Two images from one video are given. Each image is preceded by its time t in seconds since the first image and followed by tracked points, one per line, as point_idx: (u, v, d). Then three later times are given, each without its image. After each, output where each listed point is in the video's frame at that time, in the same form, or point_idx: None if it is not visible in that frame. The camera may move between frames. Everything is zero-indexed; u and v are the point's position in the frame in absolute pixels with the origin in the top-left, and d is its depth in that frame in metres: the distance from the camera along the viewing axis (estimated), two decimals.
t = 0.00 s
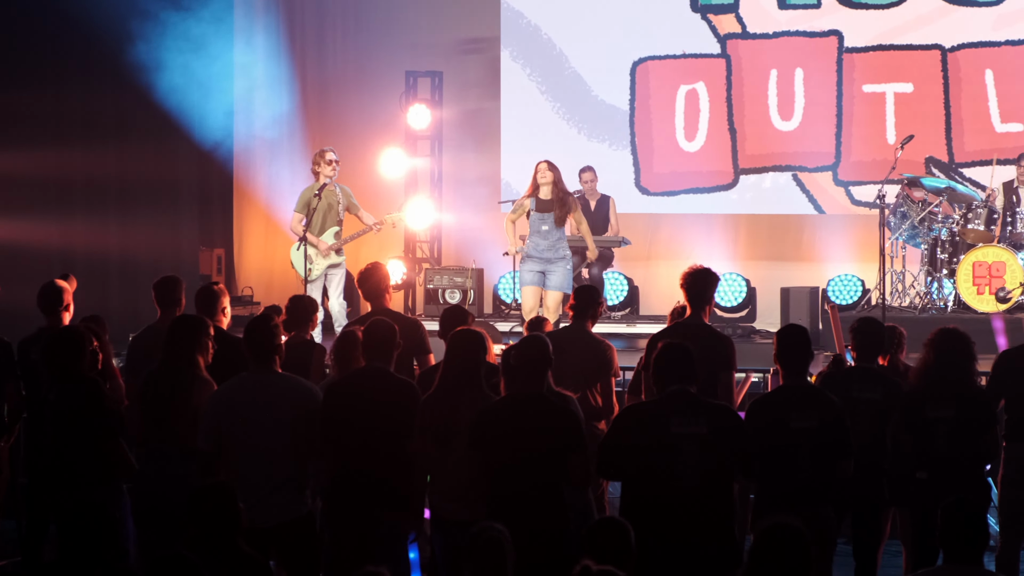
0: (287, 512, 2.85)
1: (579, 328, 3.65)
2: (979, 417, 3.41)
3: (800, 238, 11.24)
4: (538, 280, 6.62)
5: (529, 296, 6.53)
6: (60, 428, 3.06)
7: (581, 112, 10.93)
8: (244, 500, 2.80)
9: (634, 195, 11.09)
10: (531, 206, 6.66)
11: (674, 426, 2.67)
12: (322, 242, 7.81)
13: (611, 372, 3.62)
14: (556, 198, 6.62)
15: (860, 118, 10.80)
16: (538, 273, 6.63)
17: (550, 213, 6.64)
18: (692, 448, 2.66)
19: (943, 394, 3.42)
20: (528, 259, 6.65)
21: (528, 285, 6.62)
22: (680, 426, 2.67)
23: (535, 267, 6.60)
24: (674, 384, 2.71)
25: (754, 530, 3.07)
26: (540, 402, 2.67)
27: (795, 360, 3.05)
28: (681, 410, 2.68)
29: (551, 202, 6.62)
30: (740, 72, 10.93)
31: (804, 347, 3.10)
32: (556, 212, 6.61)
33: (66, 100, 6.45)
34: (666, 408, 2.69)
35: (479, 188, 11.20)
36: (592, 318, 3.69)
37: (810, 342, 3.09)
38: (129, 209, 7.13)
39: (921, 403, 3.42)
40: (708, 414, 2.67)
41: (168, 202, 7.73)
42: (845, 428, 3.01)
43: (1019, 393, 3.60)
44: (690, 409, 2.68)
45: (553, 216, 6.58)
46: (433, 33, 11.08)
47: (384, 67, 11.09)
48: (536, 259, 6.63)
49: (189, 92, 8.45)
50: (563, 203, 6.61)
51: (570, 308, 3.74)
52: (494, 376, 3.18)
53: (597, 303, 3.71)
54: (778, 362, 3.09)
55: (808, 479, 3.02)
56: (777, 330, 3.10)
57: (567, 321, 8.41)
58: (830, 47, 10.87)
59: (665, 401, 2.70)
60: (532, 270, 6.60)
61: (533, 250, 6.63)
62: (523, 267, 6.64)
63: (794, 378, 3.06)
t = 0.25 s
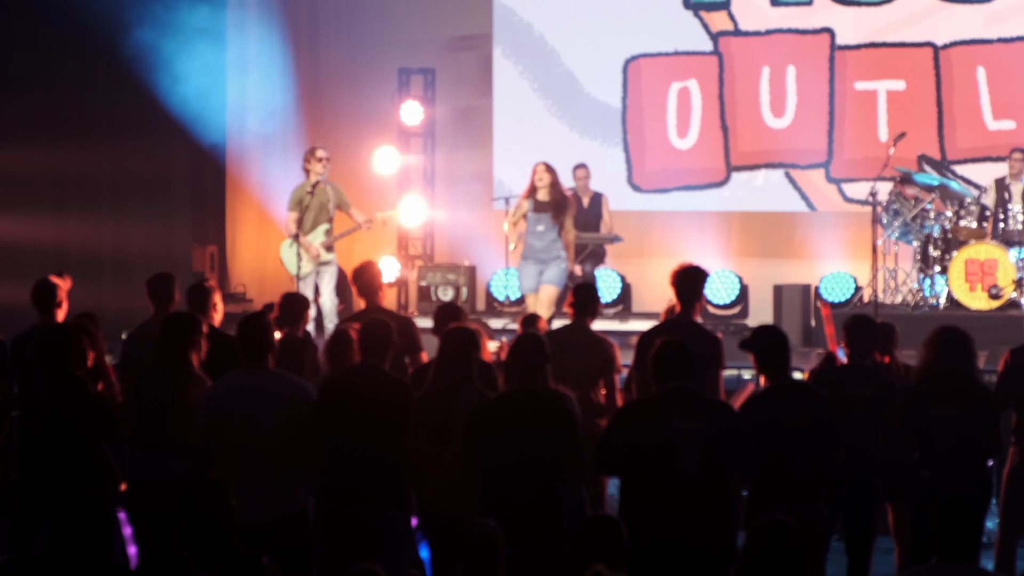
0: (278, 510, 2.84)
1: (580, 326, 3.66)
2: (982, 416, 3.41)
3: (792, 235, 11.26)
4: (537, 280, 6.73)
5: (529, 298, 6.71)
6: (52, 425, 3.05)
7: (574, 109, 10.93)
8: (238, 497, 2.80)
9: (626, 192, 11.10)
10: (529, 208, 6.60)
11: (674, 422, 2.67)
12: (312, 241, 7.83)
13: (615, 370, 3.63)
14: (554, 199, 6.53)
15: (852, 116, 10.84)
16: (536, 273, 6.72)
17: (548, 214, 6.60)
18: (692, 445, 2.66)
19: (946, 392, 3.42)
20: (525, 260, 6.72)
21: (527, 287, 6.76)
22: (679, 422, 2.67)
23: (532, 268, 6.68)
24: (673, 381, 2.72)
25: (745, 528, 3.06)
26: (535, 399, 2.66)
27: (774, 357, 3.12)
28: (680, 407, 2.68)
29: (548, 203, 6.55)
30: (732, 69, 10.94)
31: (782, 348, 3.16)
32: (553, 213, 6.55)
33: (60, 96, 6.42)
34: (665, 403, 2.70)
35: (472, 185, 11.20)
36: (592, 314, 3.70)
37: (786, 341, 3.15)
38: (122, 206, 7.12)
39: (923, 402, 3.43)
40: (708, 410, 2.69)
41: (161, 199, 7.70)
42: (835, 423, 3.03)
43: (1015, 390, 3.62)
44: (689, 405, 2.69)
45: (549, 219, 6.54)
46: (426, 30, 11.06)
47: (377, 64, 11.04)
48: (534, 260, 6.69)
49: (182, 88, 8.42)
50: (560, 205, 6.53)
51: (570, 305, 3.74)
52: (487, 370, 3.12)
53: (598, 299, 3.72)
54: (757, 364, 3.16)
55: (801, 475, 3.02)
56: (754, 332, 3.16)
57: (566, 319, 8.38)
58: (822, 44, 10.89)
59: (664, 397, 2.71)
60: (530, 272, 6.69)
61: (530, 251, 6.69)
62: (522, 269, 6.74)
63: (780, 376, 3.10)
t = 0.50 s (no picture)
0: (270, 508, 2.83)
1: (580, 321, 3.66)
2: (980, 410, 3.41)
3: (787, 231, 11.30)
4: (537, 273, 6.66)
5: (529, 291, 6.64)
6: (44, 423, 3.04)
7: (568, 106, 10.91)
8: (232, 493, 2.79)
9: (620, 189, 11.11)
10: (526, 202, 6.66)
11: (676, 418, 2.66)
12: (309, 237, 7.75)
13: (614, 365, 3.64)
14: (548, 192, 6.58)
15: (847, 112, 10.83)
16: (536, 265, 6.66)
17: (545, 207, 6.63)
18: (693, 440, 2.65)
19: (947, 387, 3.42)
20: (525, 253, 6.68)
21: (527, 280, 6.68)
22: (681, 418, 2.66)
23: (532, 261, 6.62)
24: (675, 376, 2.71)
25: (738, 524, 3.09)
26: (533, 395, 2.66)
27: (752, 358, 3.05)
28: (682, 402, 2.67)
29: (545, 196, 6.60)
30: (727, 65, 10.94)
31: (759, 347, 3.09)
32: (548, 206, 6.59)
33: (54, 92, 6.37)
34: (665, 398, 2.69)
35: (466, 181, 11.19)
36: (590, 311, 3.70)
37: (765, 342, 3.07)
38: (116, 202, 7.08)
39: (926, 394, 3.43)
40: (710, 407, 2.68)
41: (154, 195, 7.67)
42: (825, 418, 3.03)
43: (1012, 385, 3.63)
44: (690, 400, 2.68)
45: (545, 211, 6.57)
46: (419, 26, 11.05)
47: (371, 60, 11.04)
48: (533, 252, 6.66)
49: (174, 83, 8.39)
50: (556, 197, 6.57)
51: (568, 302, 3.74)
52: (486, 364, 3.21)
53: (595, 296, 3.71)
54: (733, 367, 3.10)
55: (796, 472, 3.03)
56: (727, 334, 3.09)
57: (563, 314, 8.40)
58: (816, 40, 10.90)
59: (665, 392, 2.70)
60: (530, 264, 6.63)
61: (529, 243, 6.66)
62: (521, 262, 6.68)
63: (763, 377, 3.05)
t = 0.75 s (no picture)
0: (268, 503, 2.84)
1: (576, 317, 3.66)
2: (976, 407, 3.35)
3: (783, 226, 11.28)
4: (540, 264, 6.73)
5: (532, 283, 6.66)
6: (39, 417, 3.04)
7: (564, 102, 10.92)
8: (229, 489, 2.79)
9: (616, 184, 11.11)
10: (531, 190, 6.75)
11: (677, 414, 2.67)
12: (314, 231, 7.77)
13: (610, 360, 3.64)
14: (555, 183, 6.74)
15: (843, 108, 10.86)
16: (539, 257, 6.72)
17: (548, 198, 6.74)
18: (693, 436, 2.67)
19: (940, 381, 3.36)
20: (528, 244, 6.73)
21: (529, 271, 6.71)
22: (682, 414, 2.67)
23: (536, 252, 6.70)
24: (674, 372, 2.72)
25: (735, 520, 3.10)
26: (531, 391, 2.66)
27: (744, 353, 3.04)
28: (682, 398, 2.68)
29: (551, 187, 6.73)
30: (723, 61, 10.95)
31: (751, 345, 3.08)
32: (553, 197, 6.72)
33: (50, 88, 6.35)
34: (664, 394, 2.70)
35: (463, 177, 11.18)
36: (588, 305, 3.71)
37: (755, 337, 3.07)
38: (113, 197, 7.08)
39: (919, 390, 3.37)
40: (710, 403, 2.68)
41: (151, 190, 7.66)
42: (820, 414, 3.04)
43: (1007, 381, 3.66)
44: (690, 395, 2.69)
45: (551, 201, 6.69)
46: (416, 21, 11.00)
47: (367, 55, 11.00)
48: (537, 244, 6.74)
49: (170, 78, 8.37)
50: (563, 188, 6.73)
51: (565, 297, 3.75)
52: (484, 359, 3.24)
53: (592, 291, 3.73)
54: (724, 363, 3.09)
55: (792, 467, 3.04)
56: (719, 330, 3.07)
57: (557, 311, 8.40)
58: (812, 36, 10.92)
59: (665, 388, 2.70)
60: (533, 255, 6.69)
61: (533, 235, 6.73)
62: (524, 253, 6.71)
63: (754, 371, 3.05)
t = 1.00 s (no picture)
0: (264, 497, 2.84)
1: (570, 313, 3.67)
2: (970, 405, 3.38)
3: (779, 223, 11.29)
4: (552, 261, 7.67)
5: (543, 276, 7.57)
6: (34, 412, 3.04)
7: (560, 97, 10.91)
8: (225, 485, 2.78)
9: (612, 180, 11.13)
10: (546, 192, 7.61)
11: (674, 410, 2.67)
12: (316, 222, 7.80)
13: (604, 356, 3.64)
14: (569, 185, 7.61)
15: (839, 105, 10.87)
16: (552, 254, 7.66)
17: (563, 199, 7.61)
18: (692, 432, 2.66)
19: (929, 377, 3.39)
20: (543, 243, 7.63)
21: (543, 266, 7.62)
22: (680, 410, 2.67)
23: (549, 250, 7.62)
24: (671, 368, 2.72)
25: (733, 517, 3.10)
26: (527, 387, 2.65)
27: (742, 349, 3.05)
28: (680, 394, 2.68)
29: (565, 188, 7.61)
30: (720, 57, 10.95)
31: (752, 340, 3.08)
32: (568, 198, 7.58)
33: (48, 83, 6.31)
34: (662, 390, 2.69)
35: (460, 172, 11.17)
36: (583, 303, 3.73)
37: (757, 329, 3.07)
38: (109, 192, 7.06)
39: (909, 386, 3.38)
40: (709, 398, 2.68)
41: (146, 185, 7.63)
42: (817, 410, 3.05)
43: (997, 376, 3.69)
44: (689, 391, 2.68)
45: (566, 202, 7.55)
46: (413, 16, 10.97)
47: (364, 50, 10.97)
48: (550, 242, 7.64)
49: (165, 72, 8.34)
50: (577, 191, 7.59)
51: (560, 293, 3.77)
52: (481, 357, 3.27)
53: (588, 289, 3.76)
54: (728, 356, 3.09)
55: (789, 463, 3.05)
56: (721, 325, 3.06)
57: (555, 305, 8.41)
58: (808, 31, 10.92)
59: (663, 384, 2.70)
60: (547, 253, 7.60)
61: (548, 234, 7.62)
62: (539, 251, 7.61)
63: (754, 367, 3.06)
